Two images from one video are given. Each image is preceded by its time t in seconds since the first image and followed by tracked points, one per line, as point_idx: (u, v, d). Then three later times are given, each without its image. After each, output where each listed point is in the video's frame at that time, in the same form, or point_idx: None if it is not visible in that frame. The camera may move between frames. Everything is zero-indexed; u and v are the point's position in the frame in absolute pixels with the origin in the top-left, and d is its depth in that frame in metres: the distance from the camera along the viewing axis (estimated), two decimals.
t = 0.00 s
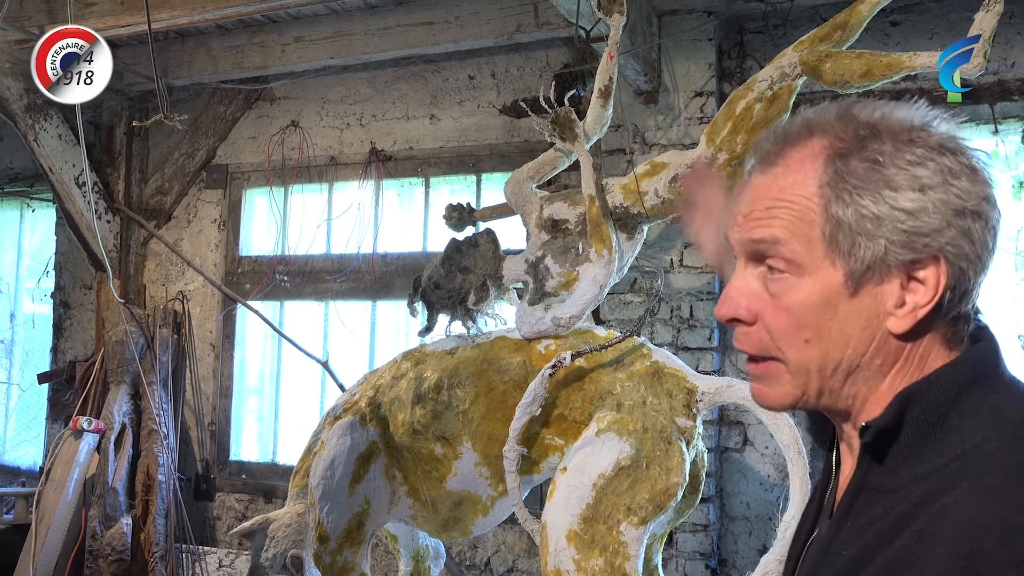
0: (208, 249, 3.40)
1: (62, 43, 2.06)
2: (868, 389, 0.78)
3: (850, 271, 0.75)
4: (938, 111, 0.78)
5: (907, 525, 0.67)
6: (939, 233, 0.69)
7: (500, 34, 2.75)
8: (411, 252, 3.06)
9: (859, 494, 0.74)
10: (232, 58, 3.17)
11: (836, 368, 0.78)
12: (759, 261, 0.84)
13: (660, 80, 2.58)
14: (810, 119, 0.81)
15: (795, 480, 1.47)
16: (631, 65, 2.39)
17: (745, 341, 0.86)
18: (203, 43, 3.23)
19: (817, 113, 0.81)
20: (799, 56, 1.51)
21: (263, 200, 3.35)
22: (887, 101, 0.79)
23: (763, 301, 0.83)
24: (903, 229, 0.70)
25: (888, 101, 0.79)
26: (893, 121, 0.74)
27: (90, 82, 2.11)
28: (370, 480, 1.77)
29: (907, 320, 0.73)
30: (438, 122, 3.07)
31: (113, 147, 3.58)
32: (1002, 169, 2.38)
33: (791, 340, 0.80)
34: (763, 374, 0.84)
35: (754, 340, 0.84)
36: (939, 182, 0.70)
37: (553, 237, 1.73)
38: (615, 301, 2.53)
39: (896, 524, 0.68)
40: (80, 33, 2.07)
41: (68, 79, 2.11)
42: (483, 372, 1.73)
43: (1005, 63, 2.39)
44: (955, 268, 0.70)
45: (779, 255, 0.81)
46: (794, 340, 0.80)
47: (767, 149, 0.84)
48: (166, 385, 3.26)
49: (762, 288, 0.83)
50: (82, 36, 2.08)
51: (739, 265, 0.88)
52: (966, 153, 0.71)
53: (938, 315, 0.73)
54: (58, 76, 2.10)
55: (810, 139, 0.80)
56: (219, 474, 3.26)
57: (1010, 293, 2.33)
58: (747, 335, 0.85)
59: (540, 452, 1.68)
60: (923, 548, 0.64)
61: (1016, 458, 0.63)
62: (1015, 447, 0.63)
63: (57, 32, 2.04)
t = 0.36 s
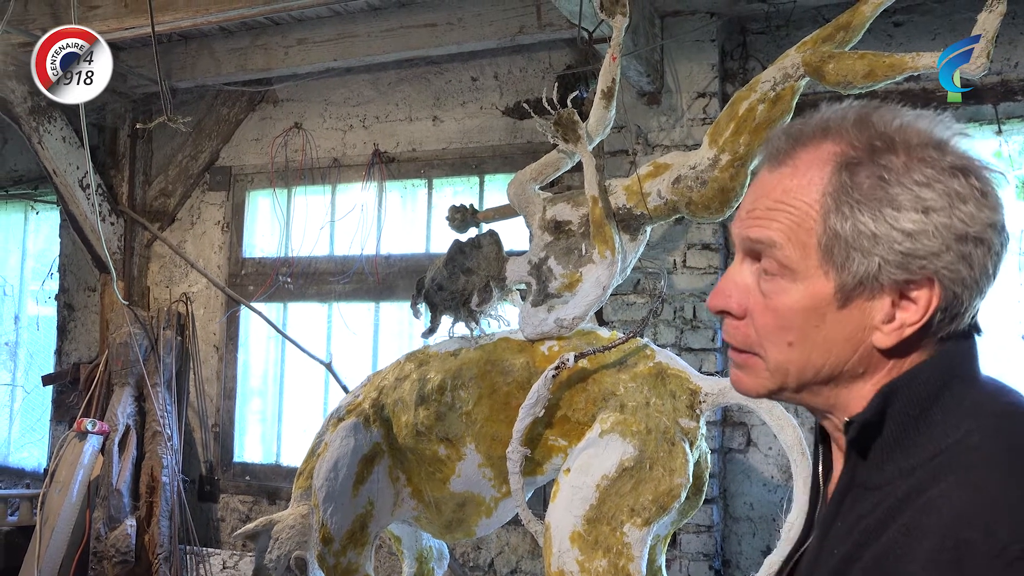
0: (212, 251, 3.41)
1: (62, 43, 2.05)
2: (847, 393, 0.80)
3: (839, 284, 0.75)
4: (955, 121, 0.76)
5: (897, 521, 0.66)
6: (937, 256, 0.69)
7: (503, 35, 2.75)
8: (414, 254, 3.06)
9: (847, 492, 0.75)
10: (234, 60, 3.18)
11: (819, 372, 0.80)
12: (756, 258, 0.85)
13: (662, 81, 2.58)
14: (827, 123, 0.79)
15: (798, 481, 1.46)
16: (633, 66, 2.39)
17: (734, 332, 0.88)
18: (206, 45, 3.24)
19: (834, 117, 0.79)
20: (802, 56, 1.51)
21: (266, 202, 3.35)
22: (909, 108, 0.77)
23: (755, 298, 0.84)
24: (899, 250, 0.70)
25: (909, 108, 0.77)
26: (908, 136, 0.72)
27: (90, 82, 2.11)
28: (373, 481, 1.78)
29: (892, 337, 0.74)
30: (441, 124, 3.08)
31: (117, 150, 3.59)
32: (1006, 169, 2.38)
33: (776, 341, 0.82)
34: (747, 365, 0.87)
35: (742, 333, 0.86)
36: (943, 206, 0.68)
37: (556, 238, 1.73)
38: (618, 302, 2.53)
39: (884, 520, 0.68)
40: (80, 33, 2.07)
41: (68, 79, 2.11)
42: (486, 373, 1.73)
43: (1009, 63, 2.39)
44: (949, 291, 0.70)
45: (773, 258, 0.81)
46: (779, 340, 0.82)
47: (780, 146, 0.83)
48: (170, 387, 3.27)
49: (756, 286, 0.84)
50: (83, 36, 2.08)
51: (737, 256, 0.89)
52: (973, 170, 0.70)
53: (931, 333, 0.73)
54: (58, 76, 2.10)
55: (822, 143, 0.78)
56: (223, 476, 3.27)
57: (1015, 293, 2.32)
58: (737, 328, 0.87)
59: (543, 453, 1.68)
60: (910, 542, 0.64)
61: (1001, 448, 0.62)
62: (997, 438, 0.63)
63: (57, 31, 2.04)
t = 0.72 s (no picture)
0: (215, 253, 3.41)
1: (62, 43, 2.06)
2: (837, 389, 0.80)
3: (830, 277, 0.75)
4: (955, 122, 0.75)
5: (882, 518, 0.66)
6: (927, 253, 0.69)
7: (505, 36, 2.75)
8: (417, 256, 3.07)
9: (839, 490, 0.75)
10: (237, 63, 3.19)
11: (809, 366, 0.79)
12: (752, 250, 0.85)
13: (665, 81, 2.58)
14: (827, 119, 0.79)
15: (802, 480, 1.46)
16: (636, 67, 2.39)
17: (728, 323, 0.88)
18: (209, 48, 3.25)
19: (834, 114, 0.79)
20: (805, 56, 1.51)
21: (270, 203, 3.36)
22: (909, 108, 0.77)
23: (749, 290, 0.84)
24: (888, 246, 0.70)
25: (911, 108, 0.77)
26: (904, 134, 0.72)
27: (90, 83, 2.12)
28: (377, 482, 1.78)
29: (881, 333, 0.74)
30: (444, 125, 3.08)
31: (120, 153, 3.59)
32: (1010, 168, 2.37)
33: (768, 333, 0.82)
34: (738, 357, 0.87)
35: (736, 325, 0.86)
36: (934, 204, 0.68)
37: (559, 239, 1.73)
38: (622, 303, 2.53)
39: (872, 517, 0.68)
40: (81, 33, 2.08)
41: (68, 79, 2.12)
42: (489, 374, 1.74)
43: (1012, 62, 2.38)
44: (939, 289, 0.70)
45: (767, 251, 0.81)
46: (770, 333, 0.82)
47: (779, 142, 0.83)
48: (174, 389, 3.27)
49: (750, 278, 0.84)
50: (83, 36, 2.08)
51: (736, 249, 0.89)
52: (969, 166, 0.69)
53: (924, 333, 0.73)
54: (58, 76, 2.10)
55: (819, 139, 0.78)
56: (227, 478, 3.27)
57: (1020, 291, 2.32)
58: (732, 320, 0.87)
59: (547, 454, 1.68)
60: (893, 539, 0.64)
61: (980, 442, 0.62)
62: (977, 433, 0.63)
63: (57, 31, 2.05)
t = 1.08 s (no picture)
0: (219, 254, 3.42)
1: (62, 43, 2.07)
2: (852, 388, 0.80)
3: (842, 275, 0.75)
4: (969, 118, 0.76)
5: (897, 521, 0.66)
6: (941, 249, 0.68)
7: (507, 37, 2.75)
8: (420, 256, 3.06)
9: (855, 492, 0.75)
10: (240, 64, 3.19)
11: (823, 365, 0.79)
12: (764, 249, 0.85)
13: (668, 81, 2.57)
14: (838, 117, 0.79)
15: (806, 481, 1.46)
16: (638, 67, 2.39)
17: (742, 324, 0.88)
18: (212, 49, 3.26)
19: (846, 110, 0.79)
20: (807, 56, 1.51)
21: (273, 204, 3.36)
22: (921, 104, 0.77)
23: (763, 289, 0.84)
24: (901, 242, 0.69)
25: (923, 105, 0.77)
26: (916, 130, 0.72)
27: (90, 83, 2.12)
28: (381, 483, 1.78)
29: (896, 331, 0.74)
30: (447, 126, 3.08)
31: (124, 154, 3.60)
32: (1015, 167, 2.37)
33: (781, 332, 0.82)
34: (752, 356, 0.87)
35: (750, 325, 0.87)
36: (947, 199, 0.68)
37: (562, 239, 1.73)
38: (625, 304, 2.52)
39: (888, 519, 0.68)
40: (80, 33, 2.08)
41: (68, 79, 2.12)
42: (493, 375, 1.73)
43: (1016, 61, 2.37)
44: (954, 285, 0.69)
45: (779, 249, 0.82)
46: (784, 331, 0.82)
47: (790, 141, 0.83)
48: (178, 390, 3.28)
49: (763, 277, 0.85)
50: (83, 36, 2.09)
51: (749, 249, 0.89)
52: (984, 164, 0.69)
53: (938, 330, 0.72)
54: (58, 76, 2.10)
55: (830, 136, 0.78)
56: (231, 479, 3.28)
57: None
58: (746, 320, 0.87)
59: (550, 455, 1.68)
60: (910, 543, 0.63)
61: (998, 444, 0.62)
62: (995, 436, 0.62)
63: (57, 32, 2.05)
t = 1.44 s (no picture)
0: (222, 255, 3.42)
1: (62, 43, 2.07)
2: (865, 385, 0.79)
3: (853, 266, 0.75)
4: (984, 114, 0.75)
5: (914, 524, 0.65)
6: (954, 241, 0.68)
7: (509, 36, 2.75)
8: (423, 256, 3.06)
9: (867, 493, 0.74)
10: (242, 65, 3.19)
11: (834, 359, 0.79)
12: (777, 243, 0.86)
13: (670, 81, 2.57)
14: (852, 111, 0.80)
15: (810, 480, 1.45)
16: (640, 66, 2.39)
17: (754, 318, 0.88)
18: (214, 50, 3.26)
19: (859, 105, 0.79)
20: (810, 54, 1.50)
21: (276, 205, 3.36)
22: (937, 99, 0.76)
23: (774, 282, 0.84)
24: (914, 232, 0.69)
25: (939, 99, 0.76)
26: (930, 123, 0.71)
27: (90, 82, 2.12)
28: (383, 484, 1.78)
29: (908, 324, 0.73)
30: (449, 126, 3.08)
31: (127, 156, 3.61)
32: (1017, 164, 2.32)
33: (791, 325, 0.82)
34: (763, 351, 0.86)
35: (761, 319, 0.86)
36: (962, 191, 0.67)
37: (564, 239, 1.73)
38: (628, 303, 2.52)
39: (903, 522, 0.68)
40: (80, 33, 2.08)
41: (68, 79, 2.12)
42: (495, 375, 1.73)
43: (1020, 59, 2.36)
44: (968, 278, 0.69)
45: (791, 241, 0.82)
46: (793, 324, 0.81)
47: (805, 135, 0.84)
48: (181, 391, 3.28)
49: (775, 270, 0.85)
50: (82, 36, 2.09)
51: (762, 244, 0.89)
52: (999, 160, 0.69)
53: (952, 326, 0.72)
54: (58, 76, 2.11)
55: (845, 129, 0.79)
56: (234, 480, 3.28)
57: None
58: (757, 314, 0.87)
59: (553, 455, 1.67)
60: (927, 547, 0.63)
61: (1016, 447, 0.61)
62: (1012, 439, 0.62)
63: (57, 32, 2.06)
